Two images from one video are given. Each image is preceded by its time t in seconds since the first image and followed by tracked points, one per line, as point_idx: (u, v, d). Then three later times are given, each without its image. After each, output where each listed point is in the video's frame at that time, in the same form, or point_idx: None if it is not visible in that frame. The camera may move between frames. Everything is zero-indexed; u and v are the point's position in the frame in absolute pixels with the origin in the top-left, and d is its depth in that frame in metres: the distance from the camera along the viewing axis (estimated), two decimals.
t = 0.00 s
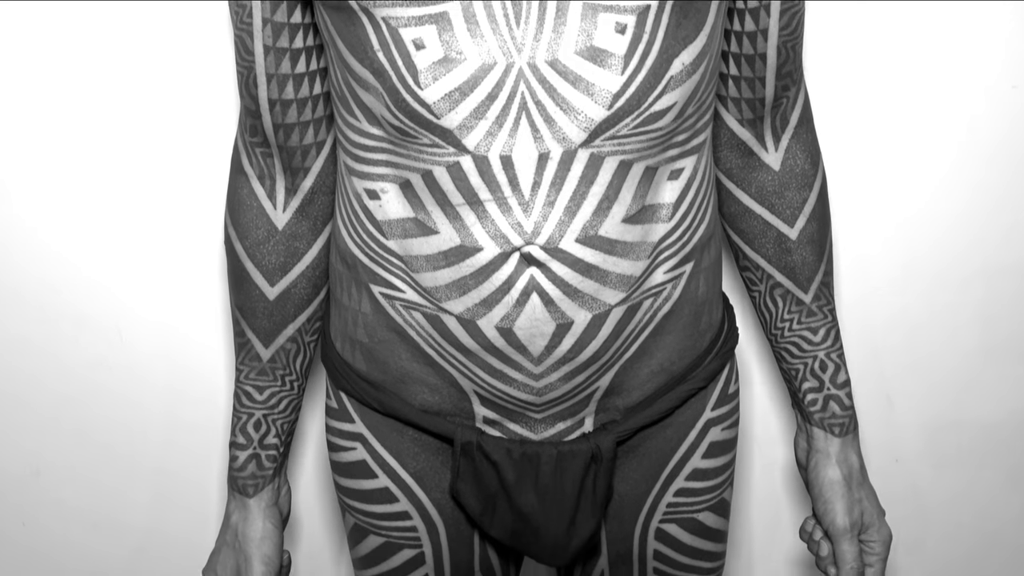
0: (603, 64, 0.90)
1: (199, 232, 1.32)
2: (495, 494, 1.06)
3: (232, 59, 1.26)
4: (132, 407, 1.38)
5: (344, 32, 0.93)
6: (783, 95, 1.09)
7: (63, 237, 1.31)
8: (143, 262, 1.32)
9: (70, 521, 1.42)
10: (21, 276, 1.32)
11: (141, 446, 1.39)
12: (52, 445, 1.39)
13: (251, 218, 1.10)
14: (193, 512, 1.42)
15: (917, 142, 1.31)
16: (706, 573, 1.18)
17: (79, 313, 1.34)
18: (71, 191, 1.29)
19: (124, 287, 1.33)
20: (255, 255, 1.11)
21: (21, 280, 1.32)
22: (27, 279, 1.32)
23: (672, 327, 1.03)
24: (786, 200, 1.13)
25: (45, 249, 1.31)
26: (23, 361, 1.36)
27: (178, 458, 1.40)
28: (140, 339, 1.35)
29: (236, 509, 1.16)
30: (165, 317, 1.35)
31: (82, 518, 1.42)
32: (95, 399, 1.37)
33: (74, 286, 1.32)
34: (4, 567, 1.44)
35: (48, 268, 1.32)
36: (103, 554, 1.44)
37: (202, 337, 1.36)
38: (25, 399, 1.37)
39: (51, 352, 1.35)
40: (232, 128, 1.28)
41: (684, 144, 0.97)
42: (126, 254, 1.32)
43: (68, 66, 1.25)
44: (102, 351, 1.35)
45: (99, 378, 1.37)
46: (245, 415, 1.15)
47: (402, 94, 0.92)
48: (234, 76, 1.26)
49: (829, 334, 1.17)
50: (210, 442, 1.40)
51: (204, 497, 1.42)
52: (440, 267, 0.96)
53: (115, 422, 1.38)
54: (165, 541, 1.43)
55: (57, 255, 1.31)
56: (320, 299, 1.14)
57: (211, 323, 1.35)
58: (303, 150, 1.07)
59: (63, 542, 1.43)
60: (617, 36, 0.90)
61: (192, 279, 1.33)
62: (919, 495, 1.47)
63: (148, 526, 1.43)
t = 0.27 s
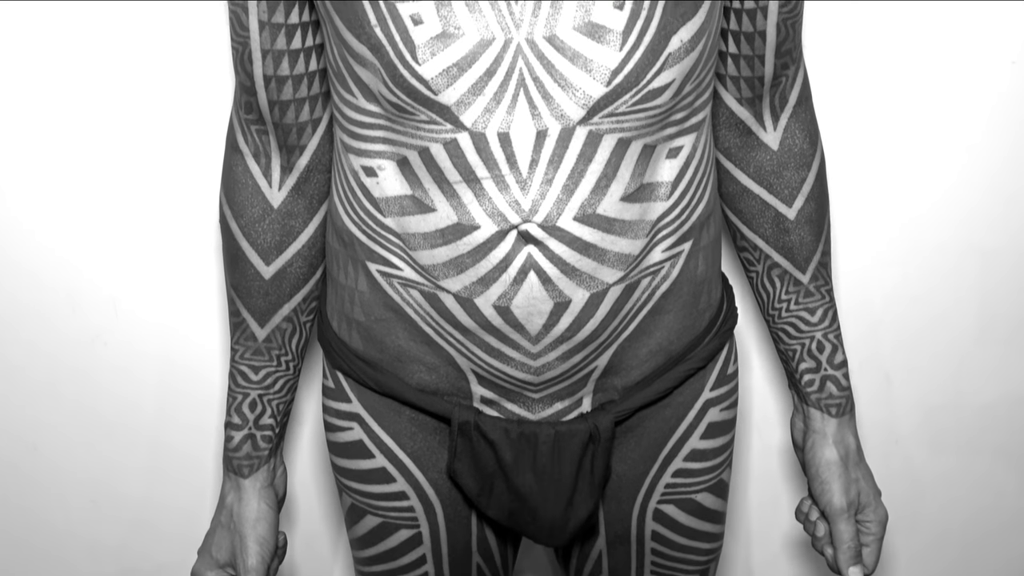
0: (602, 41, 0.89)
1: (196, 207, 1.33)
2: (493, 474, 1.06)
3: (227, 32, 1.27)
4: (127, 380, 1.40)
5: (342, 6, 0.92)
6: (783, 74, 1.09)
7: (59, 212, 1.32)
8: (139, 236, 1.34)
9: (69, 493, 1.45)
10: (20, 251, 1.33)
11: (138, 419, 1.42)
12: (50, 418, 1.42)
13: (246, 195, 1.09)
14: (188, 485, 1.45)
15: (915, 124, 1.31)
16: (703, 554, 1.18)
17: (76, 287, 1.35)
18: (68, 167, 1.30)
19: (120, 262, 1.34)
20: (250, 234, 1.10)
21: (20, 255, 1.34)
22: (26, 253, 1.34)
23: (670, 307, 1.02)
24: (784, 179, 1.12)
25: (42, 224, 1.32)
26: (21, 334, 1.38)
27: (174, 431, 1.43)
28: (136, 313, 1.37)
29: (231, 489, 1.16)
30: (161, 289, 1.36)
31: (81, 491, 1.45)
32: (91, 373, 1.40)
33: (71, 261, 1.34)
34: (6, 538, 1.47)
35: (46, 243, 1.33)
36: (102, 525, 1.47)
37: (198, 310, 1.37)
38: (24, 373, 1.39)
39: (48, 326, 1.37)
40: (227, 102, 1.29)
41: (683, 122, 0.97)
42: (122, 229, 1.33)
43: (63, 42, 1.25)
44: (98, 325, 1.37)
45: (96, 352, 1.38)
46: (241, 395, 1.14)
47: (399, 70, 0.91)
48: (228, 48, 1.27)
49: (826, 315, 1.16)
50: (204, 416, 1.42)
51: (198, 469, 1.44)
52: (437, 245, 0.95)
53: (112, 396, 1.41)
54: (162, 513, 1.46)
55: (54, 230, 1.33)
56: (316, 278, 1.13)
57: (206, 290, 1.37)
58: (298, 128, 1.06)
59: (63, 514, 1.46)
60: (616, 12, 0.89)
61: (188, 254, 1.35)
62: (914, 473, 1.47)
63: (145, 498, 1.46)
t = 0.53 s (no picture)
0: (604, 19, 0.89)
1: (197, 196, 1.32)
2: (494, 456, 1.06)
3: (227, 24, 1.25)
4: (126, 370, 1.39)
5: None
6: (785, 55, 1.08)
7: (59, 201, 1.31)
8: (139, 225, 1.33)
9: (69, 483, 1.44)
10: (18, 238, 1.33)
11: (137, 410, 1.41)
12: (49, 408, 1.41)
13: (245, 177, 1.09)
14: (189, 475, 1.44)
15: (917, 104, 1.31)
16: (703, 538, 1.18)
17: (75, 277, 1.35)
18: (68, 155, 1.29)
19: (120, 251, 1.34)
20: (249, 216, 1.10)
21: (18, 242, 1.33)
22: (24, 241, 1.33)
23: (672, 288, 1.02)
24: (786, 162, 1.12)
25: (41, 208, 1.32)
26: (19, 323, 1.37)
27: (174, 422, 1.42)
28: (136, 303, 1.36)
29: (231, 472, 1.15)
30: (160, 281, 1.35)
31: (80, 481, 1.44)
32: (91, 363, 1.39)
33: (70, 250, 1.33)
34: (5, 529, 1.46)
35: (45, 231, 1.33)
36: (102, 516, 1.46)
37: (198, 301, 1.36)
38: (23, 362, 1.39)
39: (47, 315, 1.36)
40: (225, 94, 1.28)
41: (686, 102, 0.96)
42: (122, 218, 1.32)
43: (63, 29, 1.24)
44: (97, 314, 1.36)
45: (96, 342, 1.38)
46: (241, 377, 1.14)
47: (400, 48, 0.90)
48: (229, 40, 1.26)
49: (827, 299, 1.16)
50: (205, 404, 1.41)
51: (198, 460, 1.43)
52: (439, 226, 0.95)
53: (111, 386, 1.40)
54: (163, 502, 1.45)
55: (52, 218, 1.32)
56: (316, 261, 1.13)
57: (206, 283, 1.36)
58: (298, 108, 1.05)
59: (62, 504, 1.45)
60: None
61: (189, 244, 1.34)
62: (915, 460, 1.48)
63: (145, 488, 1.45)
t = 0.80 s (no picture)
0: None
1: (199, 176, 1.32)
2: (498, 437, 1.06)
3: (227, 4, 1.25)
4: (128, 351, 1.40)
5: None
6: (790, 34, 1.07)
7: (59, 181, 1.31)
8: (140, 206, 1.33)
9: (72, 465, 1.45)
10: (19, 218, 1.33)
11: (140, 392, 1.42)
12: (50, 389, 1.41)
13: (247, 157, 1.08)
14: (192, 455, 1.45)
15: (922, 85, 1.32)
16: (707, 518, 1.18)
17: (77, 258, 1.35)
18: (68, 136, 1.29)
19: (121, 231, 1.34)
20: (251, 197, 1.09)
21: (19, 222, 1.33)
22: (26, 221, 1.33)
23: (677, 269, 1.02)
24: (790, 141, 1.11)
25: (42, 191, 1.32)
26: (20, 305, 1.37)
27: (177, 402, 1.43)
28: (138, 283, 1.36)
29: (234, 454, 1.15)
30: (163, 262, 1.36)
31: (83, 462, 1.45)
32: (93, 345, 1.39)
33: (71, 231, 1.33)
34: (8, 511, 1.47)
35: (46, 211, 1.32)
36: (105, 497, 1.46)
37: (200, 280, 1.37)
38: (24, 344, 1.39)
39: (49, 297, 1.36)
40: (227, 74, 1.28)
41: (691, 81, 0.96)
42: (123, 198, 1.32)
43: None
44: (99, 295, 1.37)
45: (97, 323, 1.38)
46: (244, 358, 1.13)
47: (404, 27, 0.90)
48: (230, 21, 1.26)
49: (831, 279, 1.16)
50: (208, 384, 1.42)
51: (203, 439, 1.44)
52: (443, 206, 0.95)
53: (114, 367, 1.40)
54: (167, 483, 1.46)
55: (55, 194, 1.32)
56: (319, 241, 1.13)
57: (208, 263, 1.36)
58: (300, 89, 1.05)
59: (65, 485, 1.46)
60: None
61: (191, 224, 1.34)
62: (915, 439, 1.50)
63: (148, 469, 1.45)
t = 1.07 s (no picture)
0: None
1: (201, 157, 1.33)
2: (501, 419, 1.06)
3: None
4: (131, 333, 1.40)
5: None
6: (795, 15, 1.07)
7: (60, 160, 1.31)
8: (143, 189, 1.33)
9: (74, 448, 1.45)
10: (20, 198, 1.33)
11: (142, 376, 1.42)
12: (53, 371, 1.41)
13: (249, 138, 1.08)
14: (195, 437, 1.45)
15: (926, 74, 1.33)
16: (708, 500, 1.19)
17: (79, 239, 1.35)
18: (68, 116, 1.29)
19: (130, 205, 1.34)
20: (254, 177, 1.09)
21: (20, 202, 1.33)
22: (26, 201, 1.33)
23: (680, 250, 1.02)
24: (793, 123, 1.11)
25: (45, 173, 1.32)
26: (22, 285, 1.37)
27: (179, 385, 1.43)
28: (140, 264, 1.37)
29: (238, 435, 1.16)
30: (166, 245, 1.36)
31: (85, 444, 1.45)
32: (95, 327, 1.39)
33: (73, 211, 1.34)
34: (10, 495, 1.47)
35: (47, 191, 1.33)
36: (108, 481, 1.47)
37: (203, 260, 1.37)
38: (26, 325, 1.39)
39: (51, 278, 1.37)
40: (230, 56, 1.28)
41: (697, 61, 0.96)
42: (126, 180, 1.33)
43: None
44: (102, 277, 1.37)
45: (100, 305, 1.38)
46: (247, 339, 1.14)
47: (406, 5, 0.90)
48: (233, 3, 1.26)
49: (833, 262, 1.16)
50: (210, 365, 1.42)
51: (206, 421, 1.45)
52: (446, 186, 0.95)
53: (116, 349, 1.41)
54: (169, 466, 1.46)
55: (58, 177, 1.32)
56: (321, 223, 1.13)
57: (212, 246, 1.37)
58: (303, 69, 1.04)
59: (67, 468, 1.46)
60: None
61: (193, 203, 1.35)
62: (915, 423, 1.51)
63: (150, 452, 1.46)
